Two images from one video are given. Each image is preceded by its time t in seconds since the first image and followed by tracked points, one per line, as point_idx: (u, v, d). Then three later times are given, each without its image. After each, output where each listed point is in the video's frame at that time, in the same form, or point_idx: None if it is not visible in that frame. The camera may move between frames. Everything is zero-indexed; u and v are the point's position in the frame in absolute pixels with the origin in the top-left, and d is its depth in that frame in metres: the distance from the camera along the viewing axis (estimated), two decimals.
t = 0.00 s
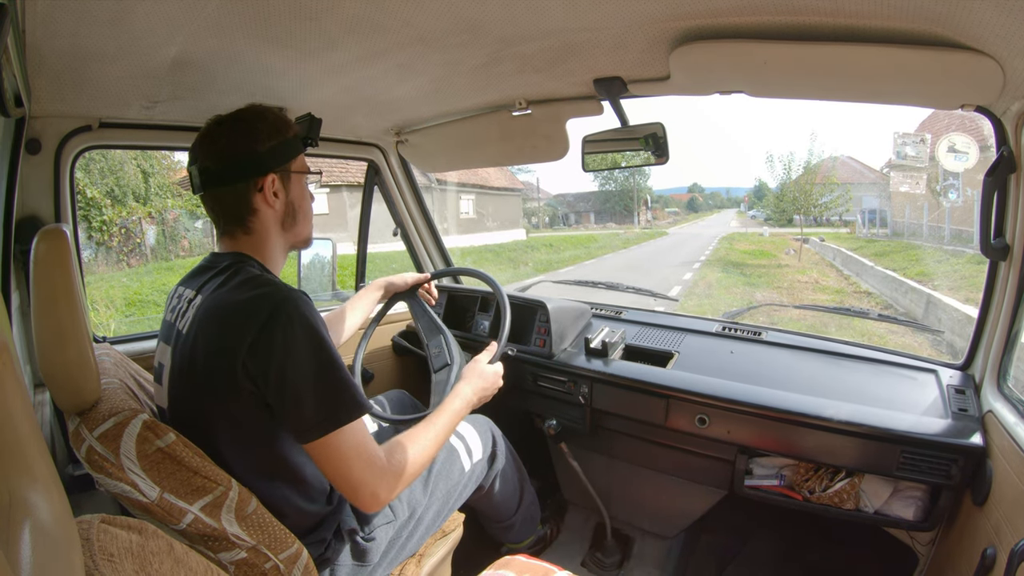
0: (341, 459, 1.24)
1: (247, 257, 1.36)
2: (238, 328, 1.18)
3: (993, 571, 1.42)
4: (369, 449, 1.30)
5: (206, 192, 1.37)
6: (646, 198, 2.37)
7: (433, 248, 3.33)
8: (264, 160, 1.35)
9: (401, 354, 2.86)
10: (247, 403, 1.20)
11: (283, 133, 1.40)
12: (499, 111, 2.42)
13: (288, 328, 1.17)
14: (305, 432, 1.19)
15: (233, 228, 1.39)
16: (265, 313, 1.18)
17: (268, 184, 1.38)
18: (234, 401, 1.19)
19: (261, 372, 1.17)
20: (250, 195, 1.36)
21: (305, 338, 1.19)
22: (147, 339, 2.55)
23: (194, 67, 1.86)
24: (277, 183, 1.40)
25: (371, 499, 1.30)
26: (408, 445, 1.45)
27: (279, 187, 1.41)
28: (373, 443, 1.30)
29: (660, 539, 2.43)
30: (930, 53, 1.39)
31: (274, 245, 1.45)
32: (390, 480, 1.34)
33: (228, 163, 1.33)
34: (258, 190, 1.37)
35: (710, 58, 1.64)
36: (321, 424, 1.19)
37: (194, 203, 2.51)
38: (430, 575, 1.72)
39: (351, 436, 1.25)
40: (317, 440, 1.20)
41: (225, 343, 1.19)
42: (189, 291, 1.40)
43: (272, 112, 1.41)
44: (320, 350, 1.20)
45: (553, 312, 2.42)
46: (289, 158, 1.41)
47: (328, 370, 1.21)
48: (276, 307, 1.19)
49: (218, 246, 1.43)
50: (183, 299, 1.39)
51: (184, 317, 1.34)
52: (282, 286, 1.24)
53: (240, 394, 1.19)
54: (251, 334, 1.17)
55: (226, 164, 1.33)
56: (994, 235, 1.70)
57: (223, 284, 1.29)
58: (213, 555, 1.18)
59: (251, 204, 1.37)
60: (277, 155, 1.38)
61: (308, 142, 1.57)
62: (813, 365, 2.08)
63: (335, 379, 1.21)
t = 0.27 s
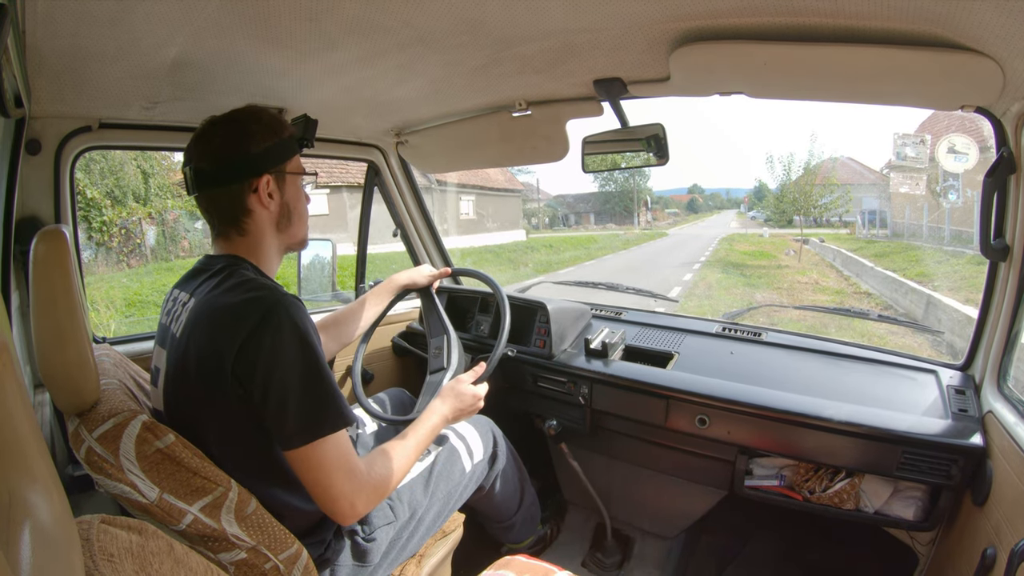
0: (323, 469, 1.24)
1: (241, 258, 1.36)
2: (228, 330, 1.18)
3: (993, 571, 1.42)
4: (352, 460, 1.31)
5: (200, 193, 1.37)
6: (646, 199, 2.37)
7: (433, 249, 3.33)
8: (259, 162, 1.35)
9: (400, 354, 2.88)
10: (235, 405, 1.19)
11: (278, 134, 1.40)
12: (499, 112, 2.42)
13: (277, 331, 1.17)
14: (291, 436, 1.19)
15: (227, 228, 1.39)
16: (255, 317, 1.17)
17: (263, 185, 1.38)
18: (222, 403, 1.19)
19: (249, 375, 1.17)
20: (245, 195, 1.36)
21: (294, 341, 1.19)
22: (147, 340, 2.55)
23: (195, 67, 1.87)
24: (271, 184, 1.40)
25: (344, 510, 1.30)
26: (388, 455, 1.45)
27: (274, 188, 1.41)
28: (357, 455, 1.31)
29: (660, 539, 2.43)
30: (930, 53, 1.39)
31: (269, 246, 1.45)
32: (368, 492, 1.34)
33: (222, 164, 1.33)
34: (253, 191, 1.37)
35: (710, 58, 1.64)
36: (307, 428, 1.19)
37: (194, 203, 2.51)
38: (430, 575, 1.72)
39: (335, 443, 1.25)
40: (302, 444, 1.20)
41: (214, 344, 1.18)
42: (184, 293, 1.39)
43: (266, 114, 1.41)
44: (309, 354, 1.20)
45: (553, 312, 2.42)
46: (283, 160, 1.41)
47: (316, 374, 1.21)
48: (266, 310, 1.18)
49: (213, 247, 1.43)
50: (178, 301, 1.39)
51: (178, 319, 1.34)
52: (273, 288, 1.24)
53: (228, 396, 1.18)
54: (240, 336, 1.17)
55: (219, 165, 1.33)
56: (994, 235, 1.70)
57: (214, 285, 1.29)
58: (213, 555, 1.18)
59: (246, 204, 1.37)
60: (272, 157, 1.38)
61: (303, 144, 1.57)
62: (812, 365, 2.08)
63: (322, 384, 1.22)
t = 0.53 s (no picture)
0: (323, 468, 1.24)
1: (242, 258, 1.36)
2: (229, 330, 1.18)
3: (993, 572, 1.42)
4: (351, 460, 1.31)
5: (201, 192, 1.37)
6: (646, 198, 2.37)
7: (433, 248, 3.33)
8: (260, 161, 1.35)
9: (400, 354, 2.88)
10: (235, 404, 1.19)
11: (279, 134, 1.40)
12: (499, 111, 2.42)
13: (278, 331, 1.17)
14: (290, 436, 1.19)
15: (228, 228, 1.39)
16: (256, 317, 1.17)
17: (264, 185, 1.38)
18: (223, 402, 1.19)
19: (250, 374, 1.17)
20: (245, 195, 1.36)
21: (295, 341, 1.19)
22: (147, 339, 2.55)
23: (195, 67, 1.86)
24: (272, 183, 1.40)
25: (342, 511, 1.30)
26: (387, 455, 1.45)
27: (275, 188, 1.41)
28: (356, 457, 1.31)
29: (660, 539, 2.43)
30: (930, 53, 1.39)
31: (270, 245, 1.45)
32: (367, 493, 1.34)
33: (223, 163, 1.33)
34: (254, 191, 1.37)
35: (710, 58, 1.64)
36: (307, 428, 1.19)
37: (194, 203, 2.51)
38: None
39: (335, 444, 1.25)
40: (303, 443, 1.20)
41: (215, 344, 1.18)
42: (185, 292, 1.39)
43: (267, 113, 1.41)
44: (309, 355, 1.20)
45: (553, 312, 2.42)
46: (284, 159, 1.41)
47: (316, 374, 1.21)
48: (268, 310, 1.18)
49: (213, 247, 1.43)
50: (179, 301, 1.39)
51: (179, 318, 1.34)
52: (274, 288, 1.24)
53: (229, 395, 1.18)
54: (240, 336, 1.17)
55: (220, 164, 1.33)
56: (994, 235, 1.70)
57: (216, 285, 1.29)
58: (212, 556, 1.18)
59: (246, 204, 1.37)
60: (273, 156, 1.37)
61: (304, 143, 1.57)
62: (813, 365, 2.08)
63: (323, 384, 1.22)
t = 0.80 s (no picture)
0: (326, 465, 1.25)
1: (243, 257, 1.36)
2: (229, 329, 1.18)
3: (992, 571, 1.42)
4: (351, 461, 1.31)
5: (202, 192, 1.37)
6: (646, 198, 2.37)
7: (433, 248, 3.33)
8: (260, 161, 1.35)
9: (401, 354, 2.88)
10: (235, 404, 1.19)
11: (279, 133, 1.40)
12: (500, 111, 2.42)
13: (278, 330, 1.17)
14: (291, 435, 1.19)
15: (229, 228, 1.39)
16: (257, 316, 1.17)
17: (265, 184, 1.38)
18: (222, 402, 1.19)
19: (250, 374, 1.17)
20: (246, 195, 1.36)
21: (295, 341, 1.19)
22: (146, 339, 2.54)
23: (195, 67, 1.86)
24: (273, 183, 1.40)
25: (343, 511, 1.30)
26: (385, 456, 1.45)
27: (276, 187, 1.41)
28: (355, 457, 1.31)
29: (659, 539, 2.44)
30: (931, 53, 1.39)
31: (271, 245, 1.45)
32: (367, 493, 1.35)
33: (224, 163, 1.32)
34: (255, 190, 1.37)
35: (710, 58, 1.64)
36: (307, 428, 1.19)
37: (195, 203, 2.51)
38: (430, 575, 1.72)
39: (334, 445, 1.26)
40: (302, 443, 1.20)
41: (215, 343, 1.18)
42: (185, 292, 1.39)
43: (268, 112, 1.41)
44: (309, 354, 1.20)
45: (553, 312, 2.42)
46: (285, 159, 1.41)
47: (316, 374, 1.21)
48: (268, 310, 1.18)
49: (214, 247, 1.43)
50: (179, 300, 1.39)
51: (179, 318, 1.34)
52: (274, 287, 1.24)
53: (229, 395, 1.18)
54: (241, 335, 1.17)
55: (221, 164, 1.33)
56: (994, 235, 1.70)
57: (216, 285, 1.29)
58: (212, 555, 1.18)
59: (247, 203, 1.37)
60: (273, 156, 1.37)
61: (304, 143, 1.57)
62: (813, 365, 2.08)
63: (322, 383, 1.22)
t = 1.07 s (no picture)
0: (323, 465, 1.24)
1: (243, 258, 1.37)
2: (229, 327, 1.18)
3: (993, 570, 1.42)
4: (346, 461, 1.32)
5: (202, 192, 1.38)
6: (647, 197, 2.38)
7: (433, 247, 3.34)
8: (261, 161, 1.35)
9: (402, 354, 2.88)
10: (236, 402, 1.19)
11: (280, 133, 1.40)
12: (500, 111, 2.42)
13: (279, 328, 1.17)
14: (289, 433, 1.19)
15: (230, 228, 1.39)
16: (257, 314, 1.18)
17: (265, 184, 1.38)
18: (222, 398, 1.19)
19: (250, 371, 1.17)
20: (247, 195, 1.36)
21: (295, 338, 1.19)
22: (147, 339, 2.54)
23: (194, 67, 1.86)
24: (274, 184, 1.40)
25: (339, 511, 1.30)
26: (377, 457, 1.45)
27: (277, 188, 1.41)
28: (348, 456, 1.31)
29: (660, 538, 2.45)
30: (930, 51, 1.39)
31: (272, 246, 1.45)
32: (359, 492, 1.35)
33: (225, 164, 1.32)
34: (256, 191, 1.37)
35: (710, 57, 1.64)
36: (306, 425, 1.19)
37: (196, 203, 2.52)
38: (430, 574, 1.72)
39: (329, 444, 1.25)
40: (301, 440, 1.20)
41: (215, 341, 1.19)
42: (186, 290, 1.40)
43: (268, 112, 1.41)
44: (309, 353, 1.21)
45: (553, 311, 2.42)
46: (285, 159, 1.41)
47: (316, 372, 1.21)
48: (269, 307, 1.19)
49: (214, 247, 1.43)
50: (180, 298, 1.39)
51: (180, 316, 1.34)
52: (274, 285, 1.24)
53: (229, 392, 1.18)
54: (241, 333, 1.17)
55: (222, 164, 1.33)
56: (994, 233, 1.70)
57: (216, 282, 1.29)
58: (213, 554, 1.18)
59: (248, 204, 1.37)
60: (274, 156, 1.37)
61: (304, 143, 1.57)
62: (813, 364, 2.08)
63: (322, 383, 1.22)
